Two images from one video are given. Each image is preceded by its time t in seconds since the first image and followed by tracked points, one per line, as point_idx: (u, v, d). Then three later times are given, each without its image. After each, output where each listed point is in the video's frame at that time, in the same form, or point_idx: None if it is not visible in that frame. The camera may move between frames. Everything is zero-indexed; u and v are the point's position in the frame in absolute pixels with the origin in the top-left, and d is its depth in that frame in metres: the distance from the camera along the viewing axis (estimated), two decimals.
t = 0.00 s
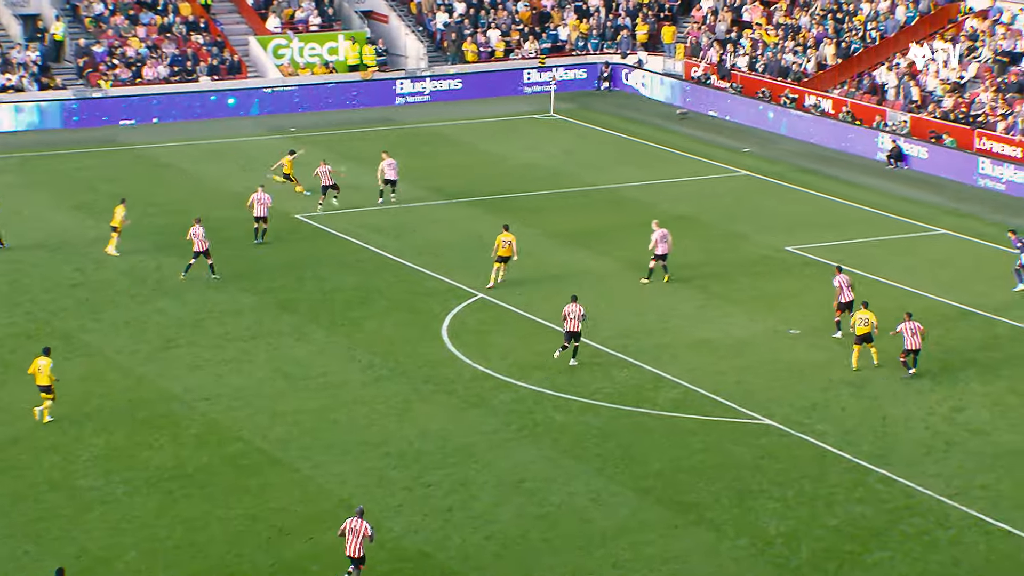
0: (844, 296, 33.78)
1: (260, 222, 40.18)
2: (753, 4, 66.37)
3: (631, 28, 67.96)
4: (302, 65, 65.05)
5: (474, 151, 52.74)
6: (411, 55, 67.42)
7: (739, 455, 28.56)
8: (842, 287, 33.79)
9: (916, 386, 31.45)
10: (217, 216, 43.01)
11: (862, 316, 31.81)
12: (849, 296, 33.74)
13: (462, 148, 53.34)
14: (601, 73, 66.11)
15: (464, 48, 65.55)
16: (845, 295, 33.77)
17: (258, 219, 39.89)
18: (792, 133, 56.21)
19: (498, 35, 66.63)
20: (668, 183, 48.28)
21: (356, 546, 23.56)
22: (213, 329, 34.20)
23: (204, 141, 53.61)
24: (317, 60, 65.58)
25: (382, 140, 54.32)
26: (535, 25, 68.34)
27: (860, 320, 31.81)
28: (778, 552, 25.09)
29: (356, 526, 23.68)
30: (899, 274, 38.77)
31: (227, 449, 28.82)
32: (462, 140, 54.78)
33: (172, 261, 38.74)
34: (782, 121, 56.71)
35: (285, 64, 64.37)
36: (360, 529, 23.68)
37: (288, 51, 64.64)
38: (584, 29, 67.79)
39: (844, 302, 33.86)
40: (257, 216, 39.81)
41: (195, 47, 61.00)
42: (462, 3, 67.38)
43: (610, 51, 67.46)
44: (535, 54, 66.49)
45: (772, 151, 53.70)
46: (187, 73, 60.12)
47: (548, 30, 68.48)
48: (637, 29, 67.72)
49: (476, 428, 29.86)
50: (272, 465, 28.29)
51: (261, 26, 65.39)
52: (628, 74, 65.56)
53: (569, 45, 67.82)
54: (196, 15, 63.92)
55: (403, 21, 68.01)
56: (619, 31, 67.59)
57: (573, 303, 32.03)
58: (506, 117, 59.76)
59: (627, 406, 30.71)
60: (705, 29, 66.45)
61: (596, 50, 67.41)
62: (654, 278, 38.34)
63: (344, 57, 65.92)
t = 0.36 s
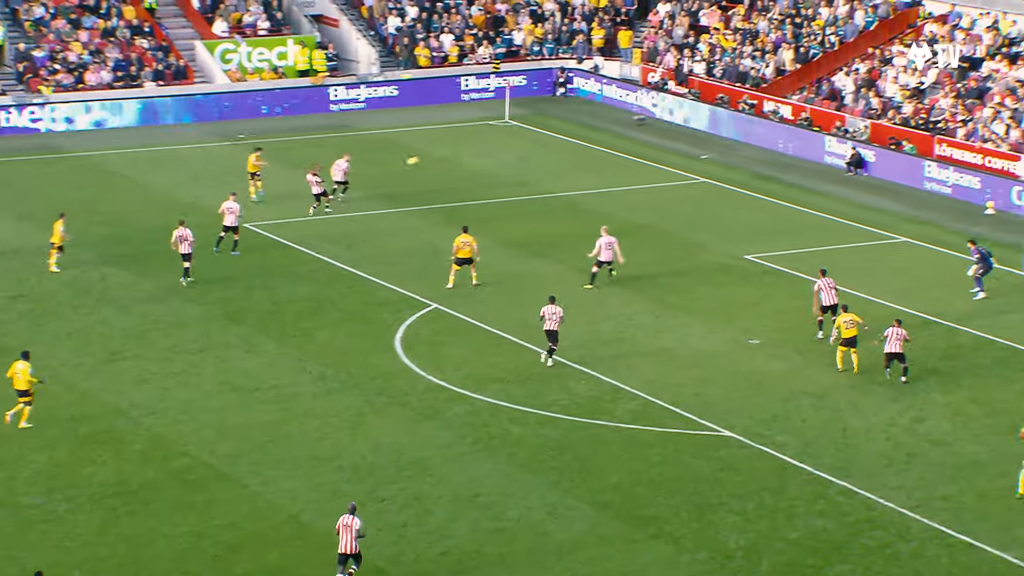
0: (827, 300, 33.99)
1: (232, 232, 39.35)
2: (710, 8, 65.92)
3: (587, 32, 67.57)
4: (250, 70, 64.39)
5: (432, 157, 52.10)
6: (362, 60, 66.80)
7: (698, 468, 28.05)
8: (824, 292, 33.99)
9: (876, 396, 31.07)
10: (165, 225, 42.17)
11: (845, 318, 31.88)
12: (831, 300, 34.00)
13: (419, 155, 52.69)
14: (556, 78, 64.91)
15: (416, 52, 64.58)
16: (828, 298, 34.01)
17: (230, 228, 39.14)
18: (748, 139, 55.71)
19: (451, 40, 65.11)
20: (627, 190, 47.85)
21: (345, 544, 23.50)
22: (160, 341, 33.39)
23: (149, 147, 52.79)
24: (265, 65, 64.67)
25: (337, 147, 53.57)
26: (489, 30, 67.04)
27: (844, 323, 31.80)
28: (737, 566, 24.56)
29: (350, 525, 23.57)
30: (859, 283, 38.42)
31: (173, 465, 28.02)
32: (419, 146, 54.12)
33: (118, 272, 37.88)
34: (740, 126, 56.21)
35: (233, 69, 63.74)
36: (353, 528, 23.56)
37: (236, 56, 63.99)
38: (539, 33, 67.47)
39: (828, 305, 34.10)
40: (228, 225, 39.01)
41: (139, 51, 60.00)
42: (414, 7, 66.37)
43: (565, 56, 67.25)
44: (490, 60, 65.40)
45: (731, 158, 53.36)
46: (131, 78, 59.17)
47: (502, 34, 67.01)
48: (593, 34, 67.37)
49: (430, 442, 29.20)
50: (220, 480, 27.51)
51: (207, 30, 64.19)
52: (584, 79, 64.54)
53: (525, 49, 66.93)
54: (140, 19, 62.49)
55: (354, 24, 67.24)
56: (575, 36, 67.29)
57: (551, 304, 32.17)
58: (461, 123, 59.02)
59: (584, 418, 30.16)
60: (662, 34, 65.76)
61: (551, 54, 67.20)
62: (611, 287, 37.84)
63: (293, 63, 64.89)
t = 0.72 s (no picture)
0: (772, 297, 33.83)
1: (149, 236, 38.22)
2: (617, 4, 64.76)
3: (493, 29, 65.60)
4: (145, 67, 61.90)
5: (340, 158, 51.13)
6: (261, 56, 64.80)
7: (608, 473, 27.53)
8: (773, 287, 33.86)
9: (787, 397, 30.85)
10: (59, 227, 40.73)
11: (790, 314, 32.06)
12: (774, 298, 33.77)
13: (326, 155, 51.70)
14: (461, 76, 63.96)
15: (318, 49, 62.76)
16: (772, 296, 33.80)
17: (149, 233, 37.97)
18: (658, 136, 55.33)
19: (353, 36, 63.75)
20: (537, 189, 47.39)
21: (291, 536, 23.33)
22: (52, 348, 32.12)
23: (37, 146, 51.06)
24: (160, 62, 62.27)
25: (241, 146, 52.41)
26: (391, 26, 65.34)
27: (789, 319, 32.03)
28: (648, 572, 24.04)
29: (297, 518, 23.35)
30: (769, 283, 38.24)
31: (65, 476, 26.84)
32: (327, 146, 53.07)
33: (9, 276, 36.45)
34: (645, 123, 55.96)
35: (127, 66, 61.28)
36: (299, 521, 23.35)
37: (129, 52, 61.47)
38: (443, 29, 65.41)
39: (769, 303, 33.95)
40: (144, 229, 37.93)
41: (26, 47, 58.04)
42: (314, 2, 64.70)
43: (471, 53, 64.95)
44: (392, 57, 63.77)
45: (640, 156, 53.12)
46: (19, 74, 56.82)
47: (405, 30, 65.27)
48: (499, 30, 65.42)
49: (335, 449, 28.33)
50: (114, 492, 26.39)
51: (98, 25, 62.37)
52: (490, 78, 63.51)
53: (429, 46, 64.91)
54: (27, 14, 60.55)
55: (253, 21, 65.04)
56: (481, 32, 65.31)
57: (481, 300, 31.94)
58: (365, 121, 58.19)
59: (492, 423, 29.50)
60: (568, 31, 64.69)
61: (457, 51, 64.83)
62: (520, 289, 37.24)
63: (190, 59, 62.68)
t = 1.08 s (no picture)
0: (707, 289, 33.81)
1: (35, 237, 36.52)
2: None
3: (368, 20, 64.73)
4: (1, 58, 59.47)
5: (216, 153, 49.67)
6: (125, 47, 62.59)
7: (491, 474, 26.88)
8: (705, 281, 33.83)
9: (671, 394, 30.57)
10: None
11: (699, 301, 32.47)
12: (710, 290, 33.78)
13: (201, 150, 50.19)
14: (337, 68, 62.63)
15: (185, 40, 61.50)
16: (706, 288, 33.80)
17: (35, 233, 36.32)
18: (538, 129, 54.80)
19: (222, 26, 62.00)
20: (419, 184, 46.59)
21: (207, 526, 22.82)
22: None
23: None
24: (18, 52, 59.82)
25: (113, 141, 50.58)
26: (263, 16, 64.09)
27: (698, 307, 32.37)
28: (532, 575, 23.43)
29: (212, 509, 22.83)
30: (653, 279, 38.01)
31: None
32: (203, 141, 51.53)
33: None
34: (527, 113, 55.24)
35: None
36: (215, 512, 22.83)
37: None
38: (317, 19, 64.36)
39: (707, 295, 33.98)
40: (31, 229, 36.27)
41: None
42: None
43: (345, 44, 64.30)
44: (265, 48, 62.56)
45: (522, 150, 52.58)
46: None
47: (278, 20, 64.05)
48: (374, 20, 64.60)
49: (208, 453, 27.19)
50: None
51: None
52: (361, 67, 62.15)
53: (303, 36, 63.80)
54: None
55: (116, 10, 63.16)
56: (355, 23, 64.59)
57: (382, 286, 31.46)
58: (239, 116, 56.67)
59: (371, 425, 28.65)
60: (445, 20, 63.43)
61: (330, 42, 64.16)
62: (402, 287, 36.44)
63: (50, 50, 60.13)
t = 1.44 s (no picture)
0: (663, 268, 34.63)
1: None
2: None
3: (251, 8, 63.20)
4: None
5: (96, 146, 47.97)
6: None
7: (381, 476, 26.08)
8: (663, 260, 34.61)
9: (566, 391, 30.10)
10: None
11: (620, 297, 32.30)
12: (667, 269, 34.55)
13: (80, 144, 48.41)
14: (219, 57, 60.76)
15: (57, 28, 59.24)
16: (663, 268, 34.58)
17: None
18: (426, 121, 53.97)
19: (98, 14, 60.17)
20: (307, 178, 45.55)
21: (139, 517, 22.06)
22: None
23: None
24: None
25: None
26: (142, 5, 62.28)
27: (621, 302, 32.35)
28: None
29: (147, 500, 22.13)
30: (547, 273, 37.55)
31: None
32: (82, 134, 49.74)
33: None
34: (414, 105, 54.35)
35: None
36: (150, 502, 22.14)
37: None
38: (197, 7, 62.53)
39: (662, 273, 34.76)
40: None
41: None
42: None
43: (226, 33, 62.45)
44: (142, 36, 60.44)
45: (410, 142, 51.70)
46: None
47: (156, 8, 62.14)
48: (257, 8, 63.02)
49: (85, 458, 25.95)
50: None
51: None
52: (245, 57, 60.57)
53: (182, 25, 61.95)
54: None
55: None
56: (237, 11, 63.01)
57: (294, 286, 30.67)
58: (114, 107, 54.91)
59: (257, 426, 27.64)
60: (331, 8, 62.18)
61: (211, 30, 62.26)
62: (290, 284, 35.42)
63: None
